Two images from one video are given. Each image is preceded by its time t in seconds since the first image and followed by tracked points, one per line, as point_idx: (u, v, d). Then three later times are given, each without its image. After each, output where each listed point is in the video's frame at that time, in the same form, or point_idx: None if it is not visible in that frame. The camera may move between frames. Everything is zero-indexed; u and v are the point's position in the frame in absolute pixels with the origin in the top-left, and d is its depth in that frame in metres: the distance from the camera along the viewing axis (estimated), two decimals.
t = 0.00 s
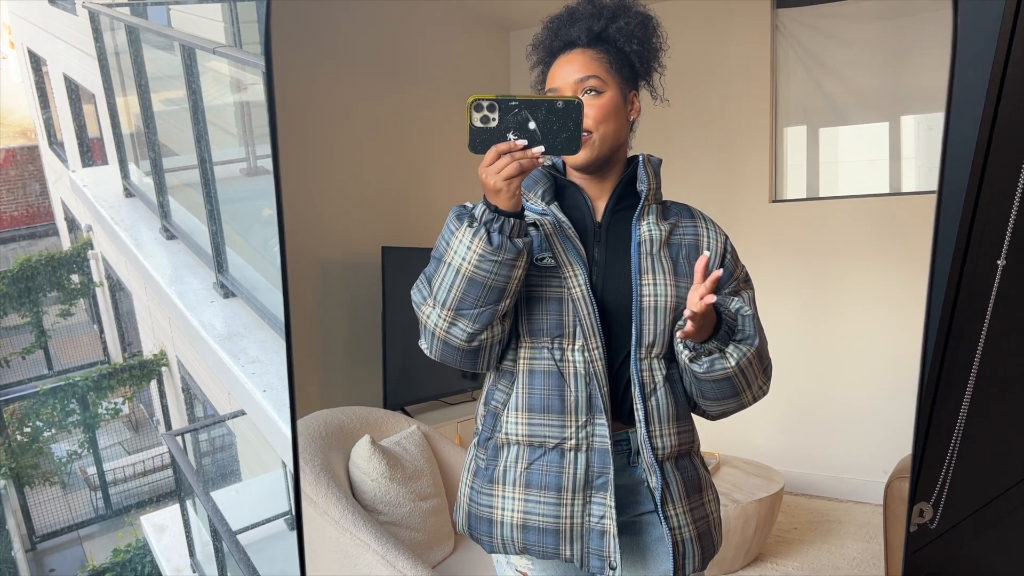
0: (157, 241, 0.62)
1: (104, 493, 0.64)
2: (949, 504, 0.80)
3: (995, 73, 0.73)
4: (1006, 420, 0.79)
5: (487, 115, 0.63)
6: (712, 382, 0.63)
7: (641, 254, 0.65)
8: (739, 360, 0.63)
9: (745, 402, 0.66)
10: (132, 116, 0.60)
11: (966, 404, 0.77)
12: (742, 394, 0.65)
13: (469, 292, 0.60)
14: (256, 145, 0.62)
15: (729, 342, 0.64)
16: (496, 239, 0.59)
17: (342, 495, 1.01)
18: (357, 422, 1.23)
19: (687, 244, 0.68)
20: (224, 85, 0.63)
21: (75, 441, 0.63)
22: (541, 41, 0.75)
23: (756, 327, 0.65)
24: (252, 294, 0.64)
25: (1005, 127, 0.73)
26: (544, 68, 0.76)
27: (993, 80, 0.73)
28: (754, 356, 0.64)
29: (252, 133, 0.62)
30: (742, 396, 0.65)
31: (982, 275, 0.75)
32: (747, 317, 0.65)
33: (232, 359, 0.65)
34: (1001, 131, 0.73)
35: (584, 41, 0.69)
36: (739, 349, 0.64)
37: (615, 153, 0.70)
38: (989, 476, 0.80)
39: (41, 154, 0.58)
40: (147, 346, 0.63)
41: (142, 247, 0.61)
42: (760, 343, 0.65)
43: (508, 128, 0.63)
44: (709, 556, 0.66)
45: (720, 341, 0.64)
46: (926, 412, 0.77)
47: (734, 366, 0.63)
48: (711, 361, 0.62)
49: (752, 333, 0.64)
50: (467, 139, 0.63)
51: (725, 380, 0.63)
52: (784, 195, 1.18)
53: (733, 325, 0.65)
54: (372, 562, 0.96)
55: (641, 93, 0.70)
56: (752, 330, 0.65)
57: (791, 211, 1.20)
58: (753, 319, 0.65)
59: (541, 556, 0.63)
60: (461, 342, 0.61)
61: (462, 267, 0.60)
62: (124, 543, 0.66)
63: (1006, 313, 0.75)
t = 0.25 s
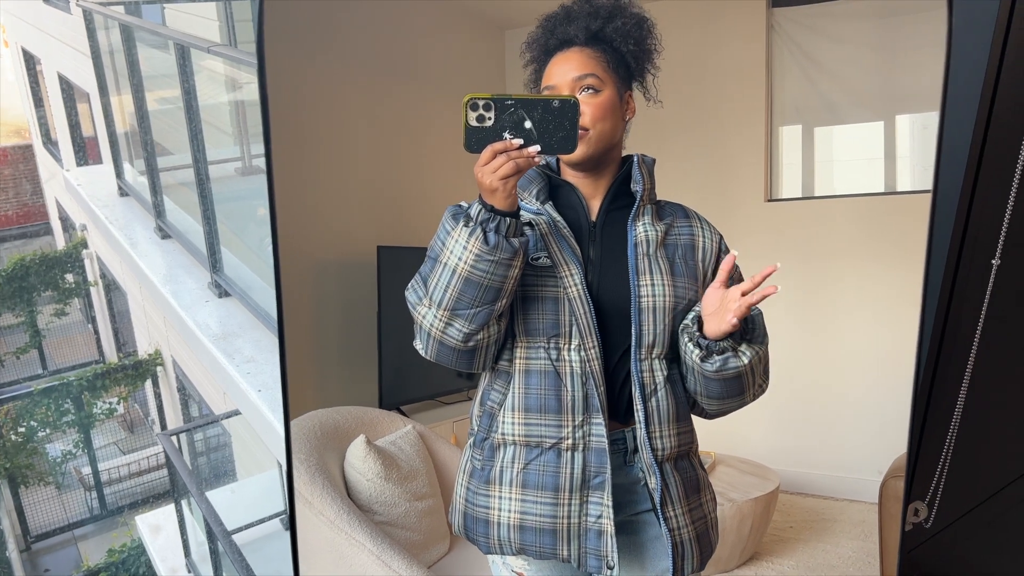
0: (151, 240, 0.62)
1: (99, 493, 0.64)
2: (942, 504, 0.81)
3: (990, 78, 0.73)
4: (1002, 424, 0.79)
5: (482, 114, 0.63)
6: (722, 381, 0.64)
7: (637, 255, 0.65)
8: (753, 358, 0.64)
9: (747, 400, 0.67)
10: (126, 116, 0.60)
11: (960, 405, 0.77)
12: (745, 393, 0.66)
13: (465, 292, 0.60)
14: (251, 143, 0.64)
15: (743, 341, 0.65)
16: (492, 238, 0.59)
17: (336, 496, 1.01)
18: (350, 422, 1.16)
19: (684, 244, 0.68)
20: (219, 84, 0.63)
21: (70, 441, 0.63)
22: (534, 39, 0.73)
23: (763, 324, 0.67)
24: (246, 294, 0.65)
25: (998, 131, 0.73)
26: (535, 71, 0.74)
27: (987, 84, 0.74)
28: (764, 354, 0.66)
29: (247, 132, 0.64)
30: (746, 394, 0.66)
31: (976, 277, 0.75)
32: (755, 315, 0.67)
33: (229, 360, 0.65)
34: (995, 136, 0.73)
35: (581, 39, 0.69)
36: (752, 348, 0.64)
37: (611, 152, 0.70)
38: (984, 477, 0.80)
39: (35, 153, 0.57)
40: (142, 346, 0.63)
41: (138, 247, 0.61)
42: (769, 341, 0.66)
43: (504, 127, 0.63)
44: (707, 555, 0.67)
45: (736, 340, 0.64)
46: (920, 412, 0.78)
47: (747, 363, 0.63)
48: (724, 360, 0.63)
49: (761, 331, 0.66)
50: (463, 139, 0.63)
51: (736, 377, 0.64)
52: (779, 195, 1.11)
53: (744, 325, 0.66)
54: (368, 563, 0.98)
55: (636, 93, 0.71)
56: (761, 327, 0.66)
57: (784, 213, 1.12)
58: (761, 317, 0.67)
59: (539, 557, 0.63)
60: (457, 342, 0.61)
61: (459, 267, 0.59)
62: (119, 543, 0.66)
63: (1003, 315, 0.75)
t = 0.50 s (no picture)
0: (145, 240, 0.62)
1: (93, 492, 0.64)
2: (938, 500, 0.79)
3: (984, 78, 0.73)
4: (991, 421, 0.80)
5: (477, 113, 0.62)
6: (734, 379, 0.63)
7: (636, 255, 0.65)
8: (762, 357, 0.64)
9: (752, 396, 0.67)
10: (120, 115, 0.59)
11: (955, 405, 0.77)
12: (751, 390, 0.66)
13: (461, 293, 0.59)
14: (245, 143, 0.59)
15: (753, 342, 0.64)
16: (488, 238, 0.59)
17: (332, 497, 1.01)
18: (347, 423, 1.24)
19: (680, 244, 0.68)
20: (214, 82, 0.59)
21: (63, 441, 0.63)
22: (529, 38, 0.74)
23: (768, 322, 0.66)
24: (242, 295, 0.62)
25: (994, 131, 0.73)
26: (531, 66, 0.75)
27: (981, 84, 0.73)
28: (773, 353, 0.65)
29: (240, 131, 0.59)
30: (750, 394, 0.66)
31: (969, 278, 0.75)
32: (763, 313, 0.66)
33: (222, 362, 0.63)
34: (991, 136, 0.73)
35: (575, 38, 0.69)
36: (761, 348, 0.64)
37: (605, 151, 0.69)
38: (977, 477, 0.81)
39: (29, 152, 0.58)
40: (135, 345, 0.64)
41: (130, 246, 0.61)
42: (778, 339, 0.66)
43: (498, 126, 0.63)
44: (705, 556, 0.67)
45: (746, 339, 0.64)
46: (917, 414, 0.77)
47: (762, 360, 0.63)
48: (739, 357, 0.63)
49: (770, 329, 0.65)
50: (457, 138, 0.62)
51: (748, 375, 0.64)
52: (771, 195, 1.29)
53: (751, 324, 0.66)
54: (361, 561, 0.95)
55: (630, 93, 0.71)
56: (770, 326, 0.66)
57: (774, 211, 1.31)
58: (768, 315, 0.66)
59: (535, 559, 0.63)
60: (453, 343, 0.61)
61: (454, 267, 0.59)
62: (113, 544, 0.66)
63: (994, 314, 0.76)
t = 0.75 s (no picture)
0: (139, 239, 0.61)
1: (87, 492, 0.64)
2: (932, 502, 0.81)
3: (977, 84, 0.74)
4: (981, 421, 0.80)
5: (471, 112, 0.62)
6: (726, 378, 0.64)
7: (629, 254, 0.66)
8: (753, 356, 0.64)
9: (742, 397, 0.68)
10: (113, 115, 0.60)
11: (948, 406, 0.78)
12: (741, 390, 0.67)
13: (456, 293, 0.60)
14: (239, 141, 0.61)
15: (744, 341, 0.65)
16: (483, 238, 0.59)
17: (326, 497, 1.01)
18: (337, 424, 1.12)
19: (674, 244, 0.69)
20: (207, 81, 0.60)
21: (57, 441, 0.63)
22: (521, 39, 0.73)
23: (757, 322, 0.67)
24: (235, 294, 0.63)
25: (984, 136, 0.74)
26: (523, 68, 0.74)
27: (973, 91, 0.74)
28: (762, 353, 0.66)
29: (234, 129, 0.60)
30: (740, 393, 0.67)
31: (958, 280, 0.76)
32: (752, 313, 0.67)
33: (217, 363, 0.63)
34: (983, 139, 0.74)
35: (569, 38, 0.69)
36: (752, 348, 0.65)
37: (599, 151, 0.70)
38: (967, 477, 0.81)
39: (21, 151, 0.57)
40: (129, 345, 0.63)
41: (124, 246, 0.61)
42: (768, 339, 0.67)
43: (493, 125, 0.63)
44: (699, 556, 0.67)
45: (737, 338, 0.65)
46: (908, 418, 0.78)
47: (753, 360, 0.64)
48: (730, 357, 0.63)
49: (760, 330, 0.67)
50: (451, 137, 0.63)
51: (739, 375, 0.65)
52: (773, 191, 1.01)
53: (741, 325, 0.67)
54: (357, 563, 0.99)
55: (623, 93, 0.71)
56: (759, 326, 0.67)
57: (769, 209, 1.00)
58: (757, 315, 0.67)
59: (531, 559, 0.63)
60: (448, 343, 0.61)
61: (449, 267, 0.59)
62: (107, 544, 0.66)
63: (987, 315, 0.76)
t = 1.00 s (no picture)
0: (132, 237, 0.60)
1: (79, 491, 0.63)
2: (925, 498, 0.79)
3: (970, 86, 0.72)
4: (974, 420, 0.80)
5: (466, 110, 0.62)
6: (721, 378, 0.64)
7: (625, 253, 0.65)
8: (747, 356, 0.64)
9: (738, 395, 0.67)
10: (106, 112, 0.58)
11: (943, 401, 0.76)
12: (736, 390, 0.66)
13: (451, 291, 0.59)
14: (234, 140, 0.59)
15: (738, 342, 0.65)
16: (478, 236, 0.59)
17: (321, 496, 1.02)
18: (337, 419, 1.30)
19: (669, 242, 0.69)
20: (201, 79, 0.59)
21: (49, 440, 0.61)
22: (517, 38, 0.74)
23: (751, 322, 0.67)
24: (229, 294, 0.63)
25: (977, 137, 0.72)
26: (519, 65, 0.74)
27: (968, 92, 0.72)
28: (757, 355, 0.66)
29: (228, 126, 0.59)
30: (735, 393, 0.66)
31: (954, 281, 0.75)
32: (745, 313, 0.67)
33: (211, 360, 0.63)
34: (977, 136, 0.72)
35: (564, 37, 0.69)
36: (746, 349, 0.65)
37: (594, 150, 0.69)
38: (961, 477, 0.81)
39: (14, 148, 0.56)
40: (122, 343, 0.62)
41: (118, 244, 0.60)
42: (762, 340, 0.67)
43: (488, 123, 0.63)
44: (693, 553, 0.67)
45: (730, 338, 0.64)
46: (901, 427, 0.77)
47: (747, 360, 0.64)
48: (725, 356, 0.63)
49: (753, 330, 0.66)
50: (446, 135, 0.62)
51: (734, 374, 0.64)
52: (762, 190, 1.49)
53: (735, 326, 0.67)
54: (351, 561, 0.97)
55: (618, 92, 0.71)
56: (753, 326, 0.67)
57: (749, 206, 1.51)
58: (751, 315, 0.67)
59: (527, 558, 0.63)
60: (443, 342, 0.61)
61: (444, 265, 0.59)
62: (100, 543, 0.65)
63: (981, 314, 0.76)
